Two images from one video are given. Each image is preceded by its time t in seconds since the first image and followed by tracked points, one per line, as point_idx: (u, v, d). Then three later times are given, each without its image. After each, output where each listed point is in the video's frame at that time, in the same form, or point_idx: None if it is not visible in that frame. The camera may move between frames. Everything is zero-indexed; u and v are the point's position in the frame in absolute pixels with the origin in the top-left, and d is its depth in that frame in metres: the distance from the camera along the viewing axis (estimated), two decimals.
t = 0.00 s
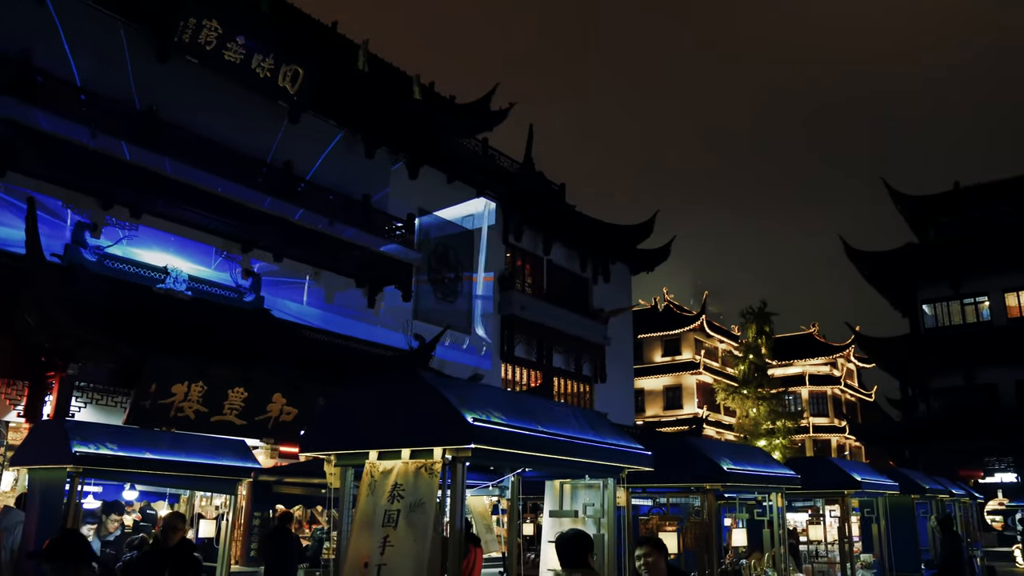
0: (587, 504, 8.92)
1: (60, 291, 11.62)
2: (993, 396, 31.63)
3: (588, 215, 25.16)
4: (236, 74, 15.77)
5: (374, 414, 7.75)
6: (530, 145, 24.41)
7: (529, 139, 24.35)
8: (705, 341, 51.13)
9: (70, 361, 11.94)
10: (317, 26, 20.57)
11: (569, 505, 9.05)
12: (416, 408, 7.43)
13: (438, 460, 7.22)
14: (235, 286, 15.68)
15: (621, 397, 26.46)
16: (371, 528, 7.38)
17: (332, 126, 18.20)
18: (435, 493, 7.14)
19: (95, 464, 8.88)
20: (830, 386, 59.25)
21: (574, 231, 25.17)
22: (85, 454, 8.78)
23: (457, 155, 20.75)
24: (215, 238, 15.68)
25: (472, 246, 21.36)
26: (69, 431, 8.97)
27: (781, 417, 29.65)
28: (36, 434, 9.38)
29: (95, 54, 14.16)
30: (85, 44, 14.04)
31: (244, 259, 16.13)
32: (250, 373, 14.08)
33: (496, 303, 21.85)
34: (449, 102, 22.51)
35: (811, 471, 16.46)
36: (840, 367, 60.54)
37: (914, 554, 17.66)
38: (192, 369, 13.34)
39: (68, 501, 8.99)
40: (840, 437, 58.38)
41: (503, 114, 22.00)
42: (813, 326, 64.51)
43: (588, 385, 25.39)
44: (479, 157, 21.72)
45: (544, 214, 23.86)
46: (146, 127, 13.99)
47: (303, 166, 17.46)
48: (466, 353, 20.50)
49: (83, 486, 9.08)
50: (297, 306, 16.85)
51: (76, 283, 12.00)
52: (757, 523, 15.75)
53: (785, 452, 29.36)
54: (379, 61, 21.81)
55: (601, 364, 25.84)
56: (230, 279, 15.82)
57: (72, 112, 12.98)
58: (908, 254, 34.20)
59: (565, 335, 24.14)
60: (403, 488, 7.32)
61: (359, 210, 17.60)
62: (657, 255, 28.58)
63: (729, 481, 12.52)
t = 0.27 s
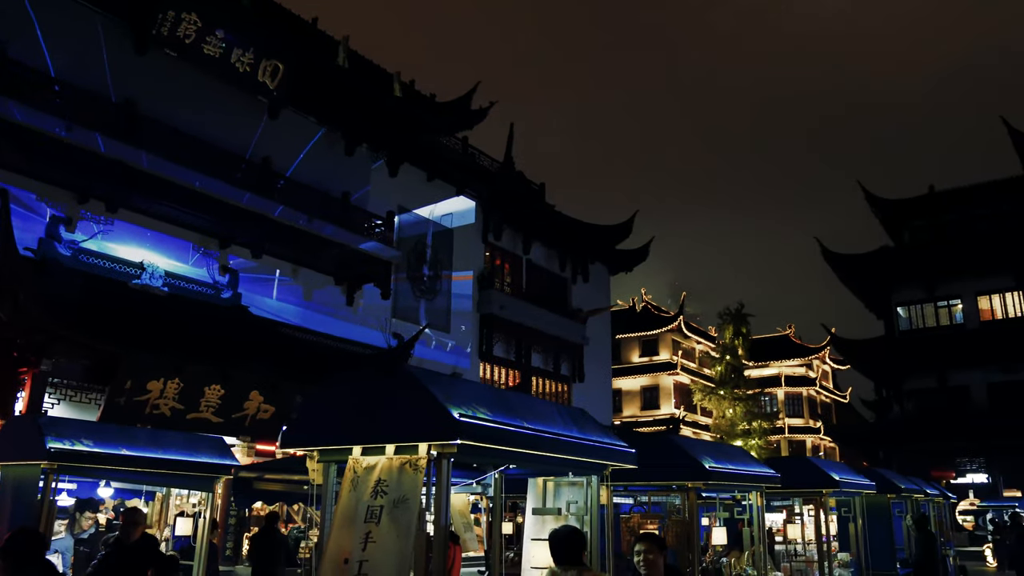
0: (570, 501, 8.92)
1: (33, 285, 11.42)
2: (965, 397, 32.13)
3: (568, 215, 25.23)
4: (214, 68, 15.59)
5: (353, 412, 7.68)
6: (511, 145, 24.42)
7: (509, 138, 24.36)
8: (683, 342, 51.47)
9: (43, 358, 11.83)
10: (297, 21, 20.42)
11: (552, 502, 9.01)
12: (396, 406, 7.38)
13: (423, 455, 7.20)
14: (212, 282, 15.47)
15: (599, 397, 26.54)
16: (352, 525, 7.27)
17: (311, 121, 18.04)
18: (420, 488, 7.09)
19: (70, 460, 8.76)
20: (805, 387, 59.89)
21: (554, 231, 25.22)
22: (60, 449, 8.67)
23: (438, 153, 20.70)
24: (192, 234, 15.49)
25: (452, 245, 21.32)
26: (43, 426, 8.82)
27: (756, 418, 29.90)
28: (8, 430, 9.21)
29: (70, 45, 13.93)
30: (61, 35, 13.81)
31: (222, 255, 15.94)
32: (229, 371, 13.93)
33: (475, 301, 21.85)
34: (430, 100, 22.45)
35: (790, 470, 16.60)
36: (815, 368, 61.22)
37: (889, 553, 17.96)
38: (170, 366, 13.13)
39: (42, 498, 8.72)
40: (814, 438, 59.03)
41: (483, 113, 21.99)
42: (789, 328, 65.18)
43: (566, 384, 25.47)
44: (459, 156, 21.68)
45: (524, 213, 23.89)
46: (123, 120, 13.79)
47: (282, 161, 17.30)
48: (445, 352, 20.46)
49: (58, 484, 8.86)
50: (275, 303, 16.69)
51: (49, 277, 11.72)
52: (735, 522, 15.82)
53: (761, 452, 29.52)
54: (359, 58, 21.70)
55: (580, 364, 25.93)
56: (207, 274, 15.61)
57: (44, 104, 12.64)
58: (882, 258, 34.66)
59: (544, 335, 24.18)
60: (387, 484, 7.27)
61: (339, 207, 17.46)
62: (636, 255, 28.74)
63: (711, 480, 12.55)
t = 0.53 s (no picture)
0: (552, 499, 8.92)
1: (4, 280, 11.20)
2: (936, 399, 32.85)
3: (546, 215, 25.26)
4: (191, 61, 15.52)
5: (332, 412, 7.59)
6: (490, 143, 24.40)
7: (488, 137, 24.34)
8: (659, 342, 51.78)
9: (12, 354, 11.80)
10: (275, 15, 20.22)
11: (534, 500, 9.02)
12: (376, 405, 7.31)
13: (406, 451, 7.06)
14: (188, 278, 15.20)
15: (575, 396, 26.63)
16: (331, 520, 7.08)
17: (290, 116, 17.86)
18: (402, 484, 6.95)
19: (43, 455, 8.63)
20: (780, 388, 60.51)
21: (532, 231, 25.26)
22: (32, 445, 8.53)
23: (416, 151, 20.63)
24: (168, 229, 15.25)
25: (430, 243, 21.28)
26: (16, 421, 8.70)
27: (731, 418, 30.12)
28: None
29: (45, 35, 13.66)
30: (35, 24, 13.55)
31: (198, 251, 15.71)
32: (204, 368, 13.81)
33: (453, 300, 21.85)
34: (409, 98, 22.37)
35: (769, 469, 16.72)
36: (789, 369, 61.87)
37: (863, 552, 18.28)
38: (144, 362, 13.00)
39: (13, 493, 8.62)
40: (788, 438, 59.63)
41: (463, 111, 21.96)
42: (764, 329, 65.81)
43: (543, 384, 25.52)
44: (438, 155, 21.62)
45: (502, 212, 23.89)
46: (98, 112, 13.61)
47: (260, 157, 17.12)
48: (422, 351, 20.39)
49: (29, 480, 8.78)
50: (250, 299, 16.42)
51: (22, 271, 11.44)
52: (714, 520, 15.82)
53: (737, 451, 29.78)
54: (338, 54, 21.55)
55: (557, 363, 26.01)
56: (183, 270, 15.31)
57: (16, 92, 12.54)
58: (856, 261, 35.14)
59: (521, 334, 24.23)
60: (369, 479, 7.11)
61: (316, 205, 17.49)
62: (614, 255, 28.86)
63: (691, 478, 12.52)
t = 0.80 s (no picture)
0: (538, 496, 8.91)
1: None
2: (915, 400, 33.26)
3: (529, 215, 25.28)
4: (172, 55, 15.27)
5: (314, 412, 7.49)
6: (473, 142, 24.37)
7: (472, 136, 24.30)
8: (640, 342, 52.00)
9: None
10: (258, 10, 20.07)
11: (519, 497, 9.02)
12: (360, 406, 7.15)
13: (392, 447, 6.92)
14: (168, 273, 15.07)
15: (557, 395, 26.71)
16: (314, 515, 6.92)
17: (272, 112, 17.72)
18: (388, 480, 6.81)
19: (18, 451, 8.50)
20: (759, 389, 60.98)
21: (514, 230, 25.26)
22: (7, 441, 8.38)
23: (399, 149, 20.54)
24: (147, 224, 15.01)
25: (412, 242, 21.20)
26: None
27: (711, 419, 30.27)
28: None
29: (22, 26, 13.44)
30: (12, 15, 13.32)
31: (179, 247, 15.54)
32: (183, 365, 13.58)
33: (434, 298, 21.81)
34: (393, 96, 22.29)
35: (751, 468, 16.77)
36: (769, 370, 62.38)
37: (843, 552, 18.45)
38: (122, 359, 12.82)
39: None
40: (767, 439, 60.02)
41: (446, 110, 21.91)
42: (745, 330, 66.30)
43: (525, 383, 25.56)
44: (421, 153, 21.55)
45: (485, 211, 23.87)
46: (76, 105, 13.40)
47: (243, 153, 16.98)
48: (403, 349, 20.36)
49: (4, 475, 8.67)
50: (228, 296, 16.21)
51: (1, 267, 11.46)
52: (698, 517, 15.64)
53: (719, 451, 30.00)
54: (321, 50, 21.40)
55: (539, 363, 26.05)
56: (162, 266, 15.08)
57: None
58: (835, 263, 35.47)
59: (503, 333, 24.26)
60: (353, 474, 6.95)
61: (299, 202, 17.19)
62: (596, 255, 28.94)
63: (676, 476, 12.39)
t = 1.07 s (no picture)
0: (520, 480, 8.88)
1: None
2: (889, 389, 33.54)
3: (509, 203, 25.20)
4: (147, 37, 14.98)
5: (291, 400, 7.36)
6: (453, 130, 24.21)
7: (452, 124, 24.15)
8: (619, 331, 52.24)
9: None
10: None
11: (500, 481, 9.01)
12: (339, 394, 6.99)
13: (372, 427, 6.56)
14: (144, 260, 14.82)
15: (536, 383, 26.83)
16: (289, 497, 6.51)
17: (250, 98, 17.45)
18: (367, 462, 6.47)
19: None
20: (737, 378, 61.53)
21: (494, 219, 25.18)
22: None
23: (379, 136, 20.35)
24: (123, 209, 14.78)
25: (392, 229, 21.04)
26: None
27: (688, 407, 30.39)
28: None
29: None
30: None
31: (154, 232, 15.28)
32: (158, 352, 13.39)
33: (413, 286, 21.73)
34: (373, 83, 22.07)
35: (732, 454, 16.82)
36: (746, 360, 62.94)
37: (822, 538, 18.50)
38: (95, 346, 12.61)
39: None
40: (744, 428, 60.54)
41: (426, 97, 21.75)
42: (722, 320, 66.83)
43: (504, 371, 25.64)
44: (401, 140, 21.36)
45: (465, 199, 23.76)
46: (48, 87, 13.13)
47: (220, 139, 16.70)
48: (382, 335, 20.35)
49: None
50: (206, 283, 15.92)
51: None
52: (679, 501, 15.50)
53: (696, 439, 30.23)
54: (299, 35, 21.10)
55: (518, 351, 26.12)
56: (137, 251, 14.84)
57: None
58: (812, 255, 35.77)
59: (482, 321, 24.30)
60: (332, 455, 6.57)
61: (277, 189, 17.20)
62: (576, 244, 28.95)
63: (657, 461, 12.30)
